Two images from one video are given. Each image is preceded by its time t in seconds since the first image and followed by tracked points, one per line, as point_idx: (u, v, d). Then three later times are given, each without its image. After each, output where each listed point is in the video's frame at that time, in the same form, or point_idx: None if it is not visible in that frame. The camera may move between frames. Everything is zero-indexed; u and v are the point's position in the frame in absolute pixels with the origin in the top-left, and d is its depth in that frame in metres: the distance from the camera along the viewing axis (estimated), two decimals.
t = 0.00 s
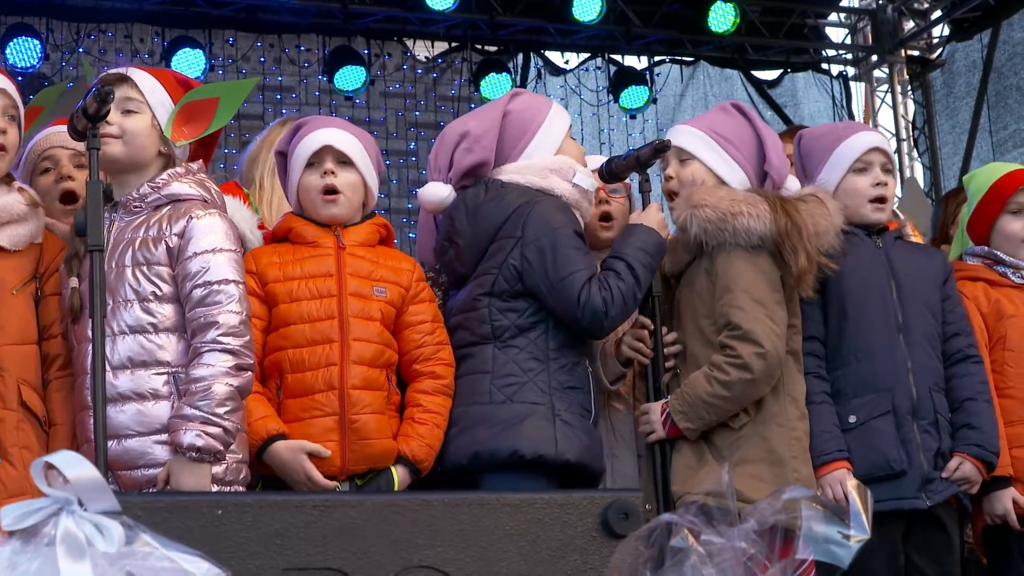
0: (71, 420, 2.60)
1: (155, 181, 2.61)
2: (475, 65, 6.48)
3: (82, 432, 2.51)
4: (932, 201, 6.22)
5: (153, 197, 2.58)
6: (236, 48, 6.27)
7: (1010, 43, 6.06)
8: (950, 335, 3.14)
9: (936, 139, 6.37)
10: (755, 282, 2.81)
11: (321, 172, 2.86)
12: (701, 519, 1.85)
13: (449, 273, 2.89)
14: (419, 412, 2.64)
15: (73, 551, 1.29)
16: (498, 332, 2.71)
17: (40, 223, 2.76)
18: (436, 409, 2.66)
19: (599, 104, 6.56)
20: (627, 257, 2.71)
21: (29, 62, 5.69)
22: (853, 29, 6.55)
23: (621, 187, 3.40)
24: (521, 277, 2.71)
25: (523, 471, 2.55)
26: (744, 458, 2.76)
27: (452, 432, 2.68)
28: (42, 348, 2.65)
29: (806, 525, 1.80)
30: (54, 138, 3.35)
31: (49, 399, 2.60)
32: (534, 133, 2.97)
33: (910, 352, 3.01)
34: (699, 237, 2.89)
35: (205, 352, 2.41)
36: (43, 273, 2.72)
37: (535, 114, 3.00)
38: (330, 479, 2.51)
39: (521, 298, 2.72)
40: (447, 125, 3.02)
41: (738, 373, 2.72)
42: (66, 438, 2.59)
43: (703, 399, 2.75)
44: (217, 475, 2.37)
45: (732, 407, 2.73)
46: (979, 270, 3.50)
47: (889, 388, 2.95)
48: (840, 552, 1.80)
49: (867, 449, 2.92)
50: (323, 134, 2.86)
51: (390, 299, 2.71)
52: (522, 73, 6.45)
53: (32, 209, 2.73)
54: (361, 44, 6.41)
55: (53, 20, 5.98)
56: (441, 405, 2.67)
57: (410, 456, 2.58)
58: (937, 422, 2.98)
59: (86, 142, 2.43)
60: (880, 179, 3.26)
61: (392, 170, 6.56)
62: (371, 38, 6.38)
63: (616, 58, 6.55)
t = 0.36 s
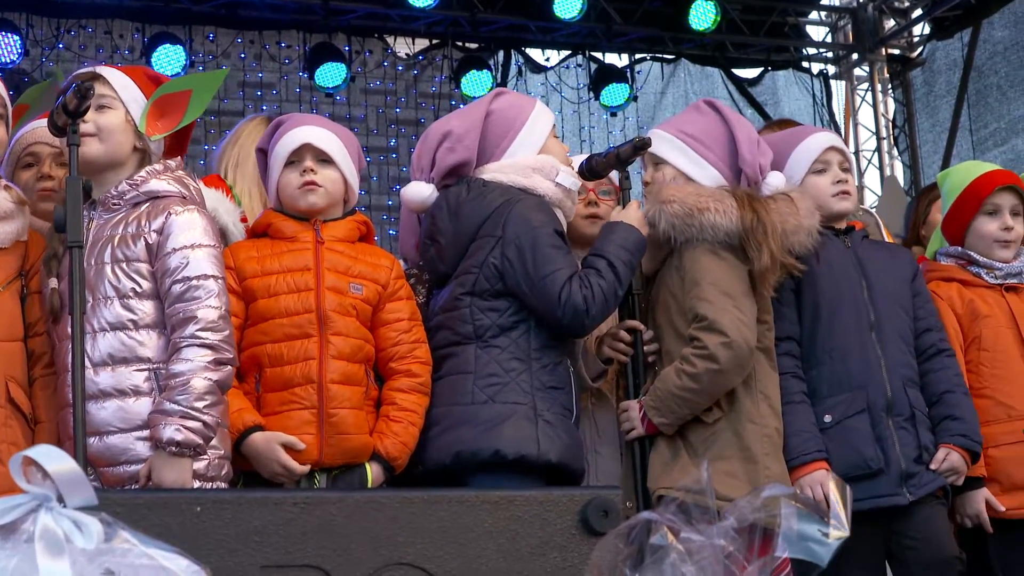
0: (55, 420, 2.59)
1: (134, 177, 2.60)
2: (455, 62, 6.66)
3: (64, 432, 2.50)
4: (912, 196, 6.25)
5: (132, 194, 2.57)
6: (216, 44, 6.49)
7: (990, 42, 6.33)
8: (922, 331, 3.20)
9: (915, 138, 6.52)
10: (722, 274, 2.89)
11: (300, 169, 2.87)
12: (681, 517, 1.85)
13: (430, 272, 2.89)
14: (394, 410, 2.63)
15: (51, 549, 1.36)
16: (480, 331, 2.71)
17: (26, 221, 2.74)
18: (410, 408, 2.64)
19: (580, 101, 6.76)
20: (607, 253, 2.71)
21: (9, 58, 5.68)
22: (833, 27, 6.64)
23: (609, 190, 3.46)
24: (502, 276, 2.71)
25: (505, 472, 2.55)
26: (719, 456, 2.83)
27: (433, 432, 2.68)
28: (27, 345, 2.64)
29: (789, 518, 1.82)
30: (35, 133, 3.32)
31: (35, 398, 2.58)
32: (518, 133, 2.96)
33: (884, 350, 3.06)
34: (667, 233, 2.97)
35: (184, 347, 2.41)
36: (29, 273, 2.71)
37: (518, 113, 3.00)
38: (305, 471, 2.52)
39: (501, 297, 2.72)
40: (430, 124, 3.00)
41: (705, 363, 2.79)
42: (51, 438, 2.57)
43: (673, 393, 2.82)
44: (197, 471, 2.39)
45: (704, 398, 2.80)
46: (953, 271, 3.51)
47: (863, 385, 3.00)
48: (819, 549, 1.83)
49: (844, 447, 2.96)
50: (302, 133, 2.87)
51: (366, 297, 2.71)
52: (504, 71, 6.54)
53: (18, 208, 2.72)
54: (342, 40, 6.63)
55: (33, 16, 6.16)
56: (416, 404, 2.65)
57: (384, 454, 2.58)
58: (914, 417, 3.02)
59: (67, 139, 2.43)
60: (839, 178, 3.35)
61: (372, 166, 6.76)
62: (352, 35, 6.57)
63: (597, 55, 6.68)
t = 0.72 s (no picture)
0: (28, 416, 2.59)
1: (105, 173, 2.60)
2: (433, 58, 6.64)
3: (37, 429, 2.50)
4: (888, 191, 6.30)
5: (104, 190, 2.57)
6: (193, 40, 6.44)
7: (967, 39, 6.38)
8: (916, 328, 3.19)
9: (895, 134, 6.55)
10: (699, 270, 2.90)
11: (283, 163, 2.86)
12: (659, 512, 1.78)
13: (414, 268, 2.87)
14: (380, 407, 2.62)
15: (28, 545, 1.22)
16: (463, 328, 2.70)
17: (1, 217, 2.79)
18: (396, 405, 2.64)
19: (558, 97, 6.72)
20: (589, 250, 2.71)
21: None
22: (812, 24, 6.72)
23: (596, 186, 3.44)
24: (485, 273, 2.71)
25: (487, 469, 2.54)
26: (701, 450, 2.84)
27: (416, 428, 2.66)
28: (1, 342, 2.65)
29: (763, 516, 1.73)
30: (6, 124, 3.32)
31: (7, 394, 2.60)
32: (501, 130, 2.96)
33: (876, 348, 3.05)
34: (644, 231, 2.97)
35: (159, 345, 2.41)
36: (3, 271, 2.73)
37: (503, 111, 3.00)
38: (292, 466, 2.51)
39: (484, 294, 2.72)
40: (416, 121, 3.00)
41: (690, 359, 2.80)
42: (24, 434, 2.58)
43: (657, 389, 2.81)
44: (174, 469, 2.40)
45: (689, 393, 2.81)
46: (934, 266, 3.53)
47: (856, 384, 2.99)
48: (796, 544, 1.72)
49: (835, 445, 2.95)
50: (285, 127, 2.86)
51: (349, 293, 2.70)
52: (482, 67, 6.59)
53: None
54: (321, 36, 6.58)
55: (12, 13, 6.15)
56: (401, 400, 2.65)
57: (369, 451, 2.57)
58: (906, 417, 3.01)
59: (44, 135, 2.42)
60: (833, 174, 3.35)
61: (349, 163, 6.68)
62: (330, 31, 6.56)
63: (576, 51, 6.69)
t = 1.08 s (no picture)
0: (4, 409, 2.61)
1: (80, 169, 2.61)
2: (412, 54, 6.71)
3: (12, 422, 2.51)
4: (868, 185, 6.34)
5: (78, 186, 2.57)
6: (172, 36, 6.50)
7: (947, 33, 6.34)
8: (891, 329, 3.20)
9: (874, 129, 6.55)
10: (664, 265, 2.91)
11: (277, 159, 2.86)
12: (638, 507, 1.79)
13: (392, 263, 2.89)
14: (362, 405, 2.62)
15: (5, 541, 0.98)
16: (442, 323, 2.71)
17: None
18: (378, 404, 2.64)
19: (537, 93, 6.80)
20: (568, 244, 2.72)
21: None
22: (790, 19, 6.76)
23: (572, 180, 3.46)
24: (464, 267, 2.72)
25: (466, 463, 2.55)
26: (681, 440, 2.83)
27: (396, 423, 2.67)
28: None
29: (742, 510, 1.84)
30: None
31: None
32: (475, 128, 2.98)
33: (857, 338, 3.07)
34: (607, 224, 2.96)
35: (133, 342, 2.41)
36: None
37: (477, 109, 3.01)
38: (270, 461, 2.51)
39: (463, 289, 2.72)
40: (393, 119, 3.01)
41: (670, 353, 2.80)
42: None
43: (639, 383, 2.82)
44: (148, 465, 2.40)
45: (670, 386, 2.82)
46: (915, 261, 3.54)
47: (840, 374, 2.99)
48: (775, 538, 1.85)
49: (811, 429, 2.95)
50: (281, 122, 2.86)
51: (333, 289, 2.70)
52: (461, 61, 6.70)
53: None
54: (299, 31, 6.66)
55: None
56: (383, 399, 2.65)
57: (348, 448, 2.58)
58: (880, 413, 3.05)
59: (22, 130, 2.42)
60: (836, 168, 3.35)
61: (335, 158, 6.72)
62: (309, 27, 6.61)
63: (556, 46, 6.73)
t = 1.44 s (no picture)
0: None
1: (59, 160, 2.60)
2: (392, 46, 6.68)
3: None
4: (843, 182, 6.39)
5: (58, 177, 2.57)
6: (150, 27, 6.53)
7: (925, 30, 6.45)
8: (857, 326, 3.23)
9: (850, 124, 6.59)
10: (650, 259, 2.92)
11: (268, 150, 2.88)
12: (616, 500, 1.82)
13: (368, 256, 2.89)
14: (339, 400, 2.63)
15: None
16: (418, 315, 2.71)
17: None
18: (355, 400, 2.64)
19: (516, 86, 6.80)
20: (545, 237, 2.72)
21: None
22: (769, 14, 6.81)
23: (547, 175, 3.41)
24: (439, 259, 2.72)
25: (443, 456, 2.55)
26: (662, 435, 2.85)
27: (373, 417, 2.67)
28: None
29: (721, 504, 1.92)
30: None
31: None
32: (453, 118, 2.98)
33: (823, 337, 3.10)
34: (590, 214, 2.97)
35: (115, 334, 2.41)
36: None
37: (454, 99, 3.01)
38: (245, 457, 2.51)
39: (439, 280, 2.73)
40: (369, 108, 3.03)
41: (648, 349, 2.82)
42: None
43: (616, 378, 2.83)
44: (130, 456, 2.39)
45: (646, 381, 2.83)
46: (893, 257, 3.57)
47: (806, 370, 3.03)
48: (751, 531, 1.94)
49: (783, 430, 2.99)
50: (281, 116, 2.89)
51: (313, 284, 2.70)
52: (441, 55, 6.64)
53: None
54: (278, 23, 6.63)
55: None
56: (361, 396, 2.65)
57: (325, 443, 2.58)
58: (847, 410, 3.07)
59: None
60: (800, 166, 3.39)
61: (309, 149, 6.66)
62: (287, 18, 6.56)
63: (535, 40, 6.74)
